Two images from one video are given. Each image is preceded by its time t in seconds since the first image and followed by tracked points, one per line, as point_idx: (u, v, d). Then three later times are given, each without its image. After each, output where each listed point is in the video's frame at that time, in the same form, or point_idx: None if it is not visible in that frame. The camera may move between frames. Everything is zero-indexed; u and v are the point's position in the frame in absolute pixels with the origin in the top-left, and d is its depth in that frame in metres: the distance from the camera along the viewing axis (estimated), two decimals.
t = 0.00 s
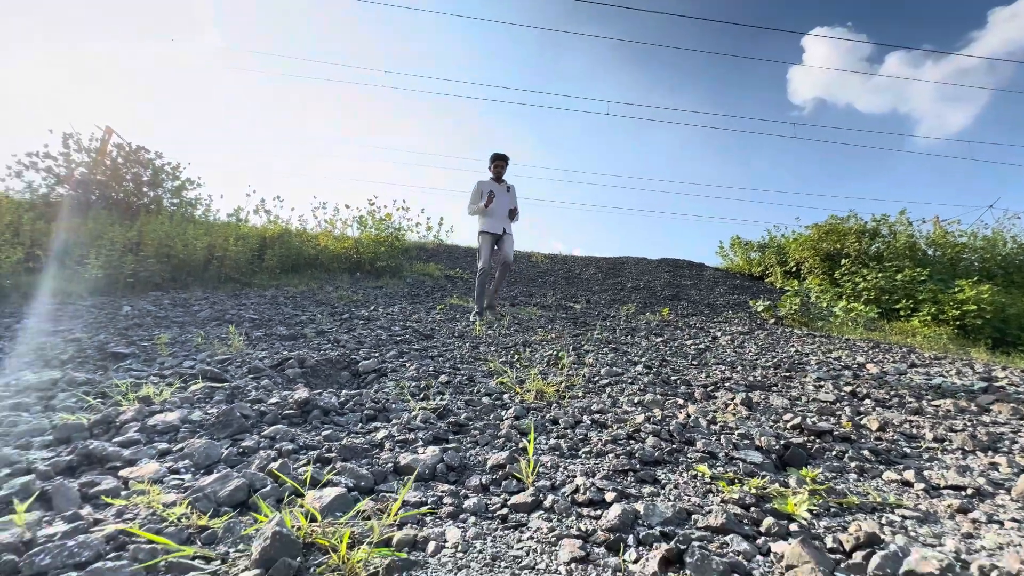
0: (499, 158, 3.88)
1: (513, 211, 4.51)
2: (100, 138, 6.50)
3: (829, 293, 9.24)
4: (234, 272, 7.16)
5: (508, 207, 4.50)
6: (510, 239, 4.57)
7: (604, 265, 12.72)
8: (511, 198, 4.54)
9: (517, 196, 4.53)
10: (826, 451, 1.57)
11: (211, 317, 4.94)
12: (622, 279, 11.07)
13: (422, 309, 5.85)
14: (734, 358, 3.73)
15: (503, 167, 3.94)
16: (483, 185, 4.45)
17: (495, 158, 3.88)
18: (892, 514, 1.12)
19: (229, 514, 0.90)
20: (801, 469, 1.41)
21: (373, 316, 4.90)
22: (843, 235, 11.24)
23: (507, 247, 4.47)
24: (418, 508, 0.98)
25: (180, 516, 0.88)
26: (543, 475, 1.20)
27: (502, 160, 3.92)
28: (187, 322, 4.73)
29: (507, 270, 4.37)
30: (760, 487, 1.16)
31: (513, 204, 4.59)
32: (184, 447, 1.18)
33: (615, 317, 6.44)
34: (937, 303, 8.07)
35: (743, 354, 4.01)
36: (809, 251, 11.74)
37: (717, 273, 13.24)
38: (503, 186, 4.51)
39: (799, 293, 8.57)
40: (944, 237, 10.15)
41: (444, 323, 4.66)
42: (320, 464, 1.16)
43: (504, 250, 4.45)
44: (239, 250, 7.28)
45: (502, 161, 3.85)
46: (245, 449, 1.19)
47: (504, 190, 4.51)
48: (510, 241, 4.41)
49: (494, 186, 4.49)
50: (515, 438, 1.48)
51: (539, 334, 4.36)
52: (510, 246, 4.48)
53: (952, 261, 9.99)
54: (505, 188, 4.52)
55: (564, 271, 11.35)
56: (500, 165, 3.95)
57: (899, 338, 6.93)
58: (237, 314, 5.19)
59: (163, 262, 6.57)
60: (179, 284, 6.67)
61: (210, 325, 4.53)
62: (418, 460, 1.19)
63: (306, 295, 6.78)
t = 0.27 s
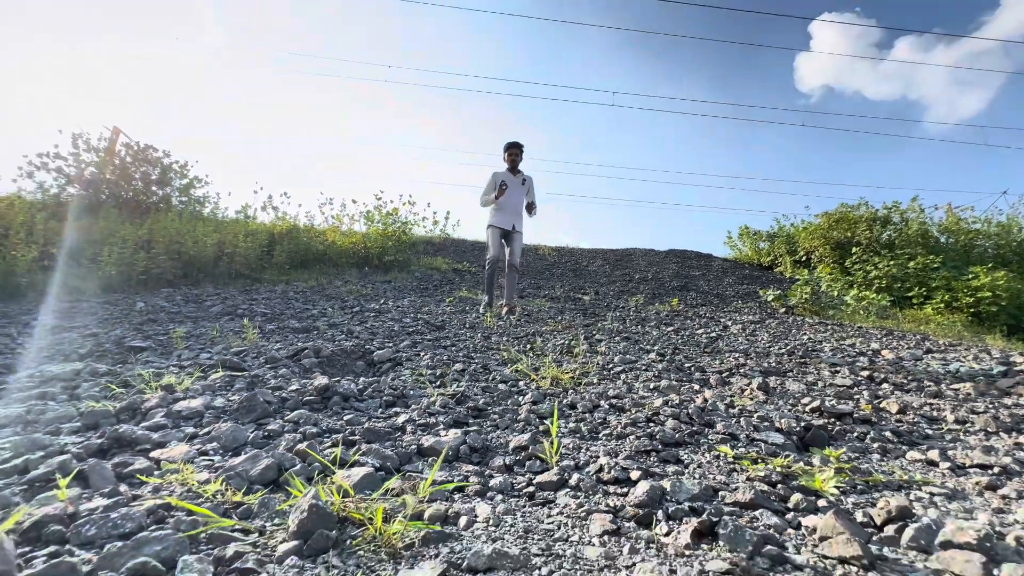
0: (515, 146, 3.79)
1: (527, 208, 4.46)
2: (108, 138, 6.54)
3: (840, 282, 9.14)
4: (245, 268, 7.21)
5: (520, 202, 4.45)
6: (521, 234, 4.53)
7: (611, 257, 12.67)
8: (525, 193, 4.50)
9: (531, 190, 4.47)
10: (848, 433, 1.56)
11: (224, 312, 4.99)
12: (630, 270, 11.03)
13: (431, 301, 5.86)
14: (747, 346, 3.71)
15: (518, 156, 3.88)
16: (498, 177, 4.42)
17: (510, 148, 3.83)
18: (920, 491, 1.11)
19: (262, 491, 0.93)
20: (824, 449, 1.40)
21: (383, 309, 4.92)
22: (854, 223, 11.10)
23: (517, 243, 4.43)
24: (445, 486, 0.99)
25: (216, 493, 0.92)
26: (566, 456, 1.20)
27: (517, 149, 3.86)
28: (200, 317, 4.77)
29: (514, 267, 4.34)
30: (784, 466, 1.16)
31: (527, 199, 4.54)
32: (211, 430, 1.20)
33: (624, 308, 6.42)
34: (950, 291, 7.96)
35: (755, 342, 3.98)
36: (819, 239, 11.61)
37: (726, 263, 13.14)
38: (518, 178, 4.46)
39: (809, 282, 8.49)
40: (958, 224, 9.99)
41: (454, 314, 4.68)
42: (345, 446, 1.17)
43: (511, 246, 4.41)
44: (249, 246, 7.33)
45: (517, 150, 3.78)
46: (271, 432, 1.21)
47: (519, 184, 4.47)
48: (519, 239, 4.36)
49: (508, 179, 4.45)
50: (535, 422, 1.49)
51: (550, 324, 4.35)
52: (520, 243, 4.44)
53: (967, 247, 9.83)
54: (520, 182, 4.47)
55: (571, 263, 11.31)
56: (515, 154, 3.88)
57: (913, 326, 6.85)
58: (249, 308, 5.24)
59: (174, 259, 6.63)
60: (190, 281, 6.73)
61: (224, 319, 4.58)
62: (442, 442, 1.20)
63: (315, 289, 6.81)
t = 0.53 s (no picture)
0: (526, 129, 3.78)
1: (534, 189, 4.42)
2: (110, 137, 6.55)
3: (843, 274, 9.11)
4: (247, 265, 7.21)
5: (530, 187, 4.44)
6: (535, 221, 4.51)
7: (613, 252, 12.65)
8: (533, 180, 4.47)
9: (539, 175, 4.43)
10: (855, 418, 1.56)
11: (228, 309, 5.00)
12: (633, 265, 11.01)
13: (435, 296, 5.87)
14: (751, 337, 3.71)
15: (529, 139, 3.85)
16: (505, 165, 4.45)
17: (521, 129, 3.80)
18: (931, 472, 1.11)
19: (277, 472, 0.97)
20: (833, 433, 1.40)
21: (387, 304, 4.92)
22: (857, 216, 11.05)
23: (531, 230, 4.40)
24: (457, 468, 1.00)
25: (232, 473, 0.96)
26: (576, 440, 1.21)
27: (528, 132, 3.84)
28: (205, 313, 4.79)
29: (530, 255, 4.33)
30: (794, 448, 1.16)
31: (536, 184, 4.53)
32: (222, 417, 1.22)
33: (627, 302, 6.42)
34: (955, 282, 7.92)
35: (760, 333, 3.98)
36: (822, 233, 11.57)
37: (729, 257, 13.11)
38: (526, 164, 4.47)
39: (813, 275, 8.47)
40: (961, 216, 9.94)
41: (458, 309, 4.68)
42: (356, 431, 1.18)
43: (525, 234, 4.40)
44: (251, 244, 7.34)
45: (528, 134, 3.76)
46: (281, 419, 1.22)
47: (527, 170, 4.48)
48: (532, 225, 4.35)
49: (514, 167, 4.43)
50: (543, 409, 1.49)
51: (554, 317, 4.35)
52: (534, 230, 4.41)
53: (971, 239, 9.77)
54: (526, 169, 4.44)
55: (574, 258, 11.30)
56: (526, 137, 3.85)
57: (917, 318, 6.82)
58: (252, 305, 5.25)
59: (178, 257, 6.64)
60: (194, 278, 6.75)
61: (228, 315, 4.59)
62: (452, 427, 1.21)
63: (318, 286, 6.82)
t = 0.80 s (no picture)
0: (524, 125, 3.78)
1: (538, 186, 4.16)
2: (106, 138, 6.53)
3: (839, 272, 9.16)
4: (245, 264, 7.19)
5: (535, 185, 4.19)
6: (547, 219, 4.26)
7: (611, 251, 12.67)
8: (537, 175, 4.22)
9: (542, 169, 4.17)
10: (850, 407, 1.58)
11: (226, 308, 5.01)
12: (630, 264, 11.04)
13: (433, 295, 5.88)
14: (748, 333, 3.73)
15: (528, 135, 3.84)
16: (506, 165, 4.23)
17: (519, 126, 3.79)
18: (922, 456, 1.13)
19: (277, 456, 1.00)
20: (827, 421, 1.42)
21: (385, 303, 4.93)
22: (852, 215, 11.11)
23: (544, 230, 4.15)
24: (456, 454, 1.02)
25: (233, 456, 0.99)
26: (573, 427, 1.23)
27: (527, 128, 3.84)
28: (202, 312, 4.78)
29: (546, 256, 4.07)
30: (788, 434, 1.18)
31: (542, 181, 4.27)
32: (222, 406, 1.23)
33: (625, 300, 6.44)
34: (950, 280, 7.96)
35: (756, 329, 4.00)
36: (819, 231, 11.62)
37: (726, 256, 13.15)
38: (528, 160, 4.21)
39: (809, 273, 8.50)
40: (956, 214, 10.00)
41: (456, 307, 4.69)
42: (355, 420, 1.20)
43: (538, 234, 4.17)
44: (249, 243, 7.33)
45: (527, 130, 3.77)
46: (281, 408, 1.23)
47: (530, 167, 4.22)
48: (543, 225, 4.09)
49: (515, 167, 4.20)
50: (540, 399, 1.51)
51: (552, 314, 4.37)
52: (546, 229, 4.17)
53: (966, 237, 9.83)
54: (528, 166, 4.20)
55: (571, 258, 11.31)
56: (525, 134, 3.84)
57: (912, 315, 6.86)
58: (251, 304, 5.25)
59: (175, 257, 6.63)
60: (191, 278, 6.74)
61: (226, 314, 4.58)
62: (450, 416, 1.23)
63: (316, 285, 6.82)
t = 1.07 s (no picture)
0: (526, 119, 3.80)
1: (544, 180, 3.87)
2: (96, 140, 6.48)
3: (830, 275, 9.24)
4: (237, 268, 7.14)
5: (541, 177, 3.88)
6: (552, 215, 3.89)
7: (605, 254, 12.71)
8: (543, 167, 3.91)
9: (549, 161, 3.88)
10: (839, 405, 1.60)
11: (217, 311, 4.97)
12: (624, 267, 11.08)
13: (427, 298, 5.87)
14: (740, 335, 3.75)
15: (530, 129, 3.84)
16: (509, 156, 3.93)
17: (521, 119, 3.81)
18: (908, 451, 1.15)
19: (267, 453, 1.00)
20: (815, 417, 1.44)
21: (378, 306, 4.91)
22: (843, 218, 11.23)
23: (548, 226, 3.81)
24: (447, 451, 1.02)
25: (223, 452, 0.99)
26: (565, 425, 1.24)
27: (528, 123, 3.86)
28: (193, 315, 4.74)
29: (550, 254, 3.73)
30: (777, 430, 1.20)
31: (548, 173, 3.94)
32: (213, 406, 1.23)
33: (618, 302, 6.46)
34: (939, 282, 8.06)
35: (748, 330, 4.03)
36: (810, 234, 11.73)
37: (718, 259, 13.23)
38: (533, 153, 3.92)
39: (800, 275, 8.57)
40: (944, 217, 10.13)
41: (449, 309, 4.69)
42: (347, 418, 1.20)
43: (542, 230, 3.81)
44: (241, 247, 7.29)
45: (527, 125, 3.80)
46: (273, 408, 1.22)
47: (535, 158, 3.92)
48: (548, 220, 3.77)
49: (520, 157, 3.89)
50: (532, 399, 1.51)
51: (545, 317, 4.38)
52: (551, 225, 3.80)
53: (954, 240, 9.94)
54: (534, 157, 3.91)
55: (565, 261, 11.33)
56: (526, 126, 3.84)
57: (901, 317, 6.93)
58: (243, 307, 5.21)
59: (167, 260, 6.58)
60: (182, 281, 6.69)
61: (217, 318, 4.55)
62: (443, 414, 1.23)
63: (309, 288, 6.80)
